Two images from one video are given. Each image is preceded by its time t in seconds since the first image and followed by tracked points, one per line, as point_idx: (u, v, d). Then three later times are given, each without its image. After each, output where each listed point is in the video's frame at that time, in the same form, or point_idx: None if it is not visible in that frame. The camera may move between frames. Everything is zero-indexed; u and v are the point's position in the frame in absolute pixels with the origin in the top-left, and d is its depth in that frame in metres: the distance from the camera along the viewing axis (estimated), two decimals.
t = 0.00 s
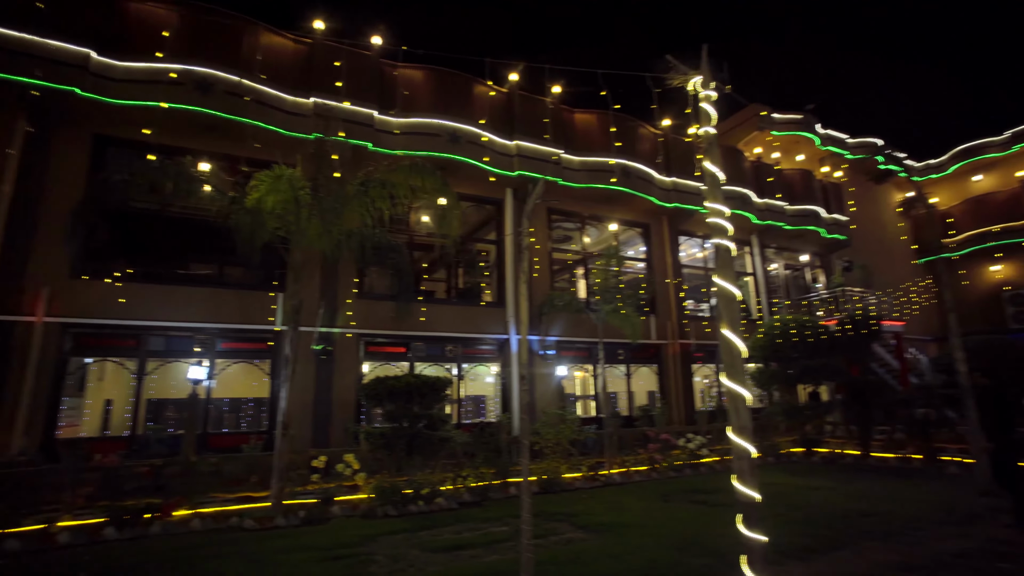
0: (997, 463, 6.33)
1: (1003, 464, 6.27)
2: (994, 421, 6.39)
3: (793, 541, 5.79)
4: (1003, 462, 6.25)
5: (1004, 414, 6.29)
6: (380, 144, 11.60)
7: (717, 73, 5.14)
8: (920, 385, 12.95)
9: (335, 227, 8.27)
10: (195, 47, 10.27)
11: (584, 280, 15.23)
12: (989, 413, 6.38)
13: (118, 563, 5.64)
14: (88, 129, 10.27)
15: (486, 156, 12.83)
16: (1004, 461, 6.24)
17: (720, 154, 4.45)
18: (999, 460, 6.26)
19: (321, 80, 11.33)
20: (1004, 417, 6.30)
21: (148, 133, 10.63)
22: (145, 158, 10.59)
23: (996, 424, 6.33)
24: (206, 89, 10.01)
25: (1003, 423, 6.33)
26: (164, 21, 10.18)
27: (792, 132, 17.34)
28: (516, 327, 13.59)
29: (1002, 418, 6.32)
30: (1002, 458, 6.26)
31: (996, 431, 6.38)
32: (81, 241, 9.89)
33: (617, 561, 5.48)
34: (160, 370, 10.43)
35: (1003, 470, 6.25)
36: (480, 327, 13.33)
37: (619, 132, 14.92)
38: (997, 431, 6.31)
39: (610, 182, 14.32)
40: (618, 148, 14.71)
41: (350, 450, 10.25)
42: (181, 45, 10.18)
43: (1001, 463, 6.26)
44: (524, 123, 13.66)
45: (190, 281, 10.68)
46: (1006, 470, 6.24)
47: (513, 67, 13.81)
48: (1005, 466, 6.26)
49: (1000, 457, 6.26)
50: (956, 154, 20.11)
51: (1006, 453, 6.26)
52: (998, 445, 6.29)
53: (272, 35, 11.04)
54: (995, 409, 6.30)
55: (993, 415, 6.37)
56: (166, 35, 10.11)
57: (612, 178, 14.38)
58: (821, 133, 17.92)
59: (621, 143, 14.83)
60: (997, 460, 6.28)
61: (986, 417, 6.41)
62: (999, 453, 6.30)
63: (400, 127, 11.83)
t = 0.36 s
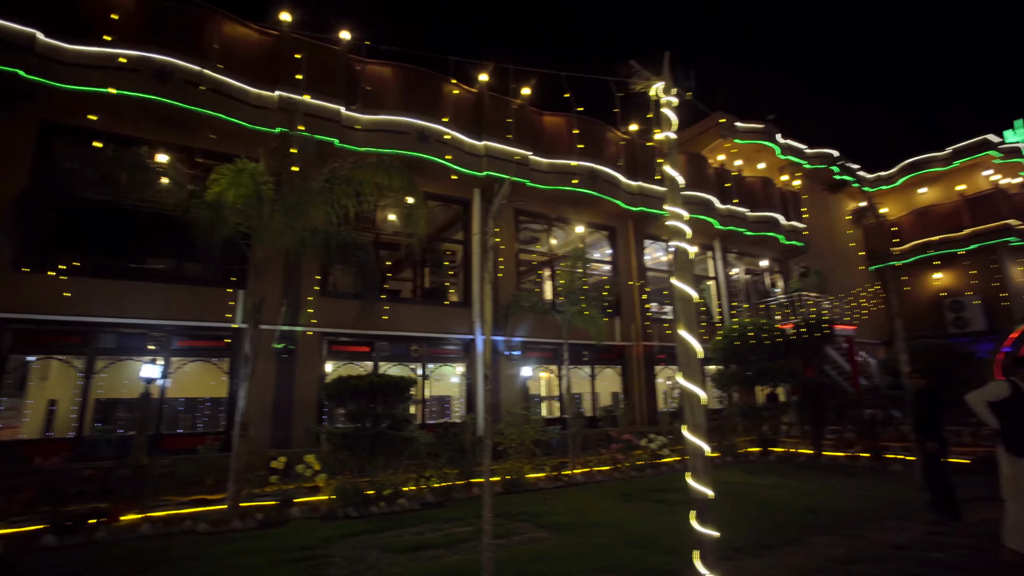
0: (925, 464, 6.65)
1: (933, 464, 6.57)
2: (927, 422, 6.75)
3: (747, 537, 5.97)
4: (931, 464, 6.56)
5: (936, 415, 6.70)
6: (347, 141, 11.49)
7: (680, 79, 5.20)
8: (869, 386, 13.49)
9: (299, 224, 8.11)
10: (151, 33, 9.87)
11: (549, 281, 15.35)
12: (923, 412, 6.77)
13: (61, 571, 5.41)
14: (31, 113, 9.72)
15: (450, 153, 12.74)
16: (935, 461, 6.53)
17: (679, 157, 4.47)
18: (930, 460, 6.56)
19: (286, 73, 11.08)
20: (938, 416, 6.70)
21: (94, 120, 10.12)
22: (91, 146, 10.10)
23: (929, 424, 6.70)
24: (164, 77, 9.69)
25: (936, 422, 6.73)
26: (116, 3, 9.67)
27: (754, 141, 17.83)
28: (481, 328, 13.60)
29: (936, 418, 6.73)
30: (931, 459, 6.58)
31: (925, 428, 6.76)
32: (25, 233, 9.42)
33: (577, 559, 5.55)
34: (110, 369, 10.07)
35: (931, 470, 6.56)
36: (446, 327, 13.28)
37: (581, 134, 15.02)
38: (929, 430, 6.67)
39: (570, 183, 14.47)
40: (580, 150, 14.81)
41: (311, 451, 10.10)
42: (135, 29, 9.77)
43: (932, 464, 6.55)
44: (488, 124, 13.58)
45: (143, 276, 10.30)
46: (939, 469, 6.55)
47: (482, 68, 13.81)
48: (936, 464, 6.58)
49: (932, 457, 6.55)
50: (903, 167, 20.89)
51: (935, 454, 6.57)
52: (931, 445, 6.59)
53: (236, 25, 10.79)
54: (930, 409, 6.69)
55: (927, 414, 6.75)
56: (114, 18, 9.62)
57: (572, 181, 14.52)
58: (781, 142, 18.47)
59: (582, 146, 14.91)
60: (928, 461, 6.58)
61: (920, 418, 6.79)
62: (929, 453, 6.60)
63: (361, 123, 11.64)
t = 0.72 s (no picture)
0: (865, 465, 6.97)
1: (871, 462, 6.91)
2: (866, 428, 6.92)
3: (703, 535, 6.12)
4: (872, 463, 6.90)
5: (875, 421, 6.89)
6: (312, 136, 11.35)
7: (643, 85, 5.27)
8: (823, 388, 13.96)
9: (261, 219, 7.90)
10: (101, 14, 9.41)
11: (514, 283, 15.29)
12: (866, 418, 6.95)
13: None
14: None
15: (411, 151, 12.52)
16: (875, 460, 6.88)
17: (639, 161, 4.52)
18: (870, 458, 6.91)
19: (248, 64, 10.83)
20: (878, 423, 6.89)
21: (32, 103, 9.46)
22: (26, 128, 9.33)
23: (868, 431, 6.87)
24: (118, 63, 9.29)
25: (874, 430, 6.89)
26: None
27: (717, 148, 18.28)
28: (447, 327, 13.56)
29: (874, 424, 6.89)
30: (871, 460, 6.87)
31: (866, 435, 6.93)
32: None
33: (537, 558, 5.59)
34: (54, 367, 9.75)
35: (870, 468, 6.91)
36: (411, 327, 13.18)
37: (543, 135, 15.00)
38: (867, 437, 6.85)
39: (531, 184, 14.49)
40: (542, 151, 14.80)
41: (270, 452, 9.86)
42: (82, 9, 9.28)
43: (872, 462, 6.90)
44: (448, 125, 13.51)
45: (93, 270, 9.88)
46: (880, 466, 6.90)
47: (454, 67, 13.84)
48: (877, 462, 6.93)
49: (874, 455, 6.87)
50: (856, 178, 21.82)
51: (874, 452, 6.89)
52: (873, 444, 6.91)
53: (197, 13, 10.47)
54: (873, 413, 6.91)
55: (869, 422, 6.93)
56: None
57: (533, 181, 14.55)
58: (743, 150, 18.96)
59: (544, 147, 14.88)
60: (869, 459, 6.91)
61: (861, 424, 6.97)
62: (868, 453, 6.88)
63: (320, 117, 11.40)
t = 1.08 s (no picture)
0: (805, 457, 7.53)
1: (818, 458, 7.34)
2: (813, 426, 7.45)
3: (665, 532, 6.23)
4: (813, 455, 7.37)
5: (823, 420, 7.39)
6: (278, 131, 11.09)
7: (610, 90, 5.35)
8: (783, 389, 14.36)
9: (226, 216, 7.71)
10: None
11: (485, 283, 15.41)
12: (815, 417, 7.46)
13: None
14: None
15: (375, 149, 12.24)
16: (817, 454, 7.35)
17: (605, 164, 4.57)
18: (812, 452, 7.39)
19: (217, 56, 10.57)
20: (825, 422, 7.37)
21: None
22: None
23: (814, 428, 7.38)
24: (76, 49, 8.95)
25: (821, 428, 7.39)
26: None
27: (685, 154, 18.59)
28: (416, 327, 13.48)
29: (823, 424, 7.40)
30: (816, 455, 7.35)
31: (813, 432, 7.41)
32: None
33: (503, 559, 5.60)
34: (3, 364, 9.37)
35: (819, 463, 7.33)
36: (379, 326, 13.04)
37: (509, 135, 14.96)
38: (813, 433, 7.35)
39: (496, 184, 14.39)
40: (507, 151, 14.78)
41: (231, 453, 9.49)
42: None
43: (815, 456, 7.37)
44: (411, 123, 13.30)
45: (45, 264, 9.49)
46: (828, 462, 7.23)
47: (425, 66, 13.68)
48: (821, 456, 7.34)
49: (817, 449, 7.32)
50: (818, 186, 22.44)
51: (817, 447, 7.35)
52: (821, 441, 7.31)
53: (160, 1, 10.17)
54: (820, 412, 7.42)
55: (819, 422, 7.44)
56: None
57: (497, 181, 14.44)
58: (712, 156, 19.36)
59: (509, 147, 14.85)
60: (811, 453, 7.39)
61: (807, 420, 7.53)
62: (808, 446, 7.41)
63: (280, 111, 11.12)
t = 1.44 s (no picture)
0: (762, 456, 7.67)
1: (777, 457, 7.46)
2: (772, 426, 7.58)
3: (634, 532, 6.29)
4: (769, 453, 7.50)
5: (783, 421, 7.52)
6: (250, 126, 10.88)
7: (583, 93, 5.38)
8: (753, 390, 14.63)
9: (193, 211, 7.54)
10: None
11: (461, 284, 15.37)
12: (773, 417, 7.60)
13: None
14: None
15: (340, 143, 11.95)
16: (774, 453, 7.47)
17: (575, 164, 4.59)
18: (768, 451, 7.50)
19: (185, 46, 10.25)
20: (786, 423, 7.52)
21: None
22: None
23: (774, 428, 7.50)
24: (34, 34, 8.61)
25: (781, 429, 7.52)
26: None
27: (660, 157, 18.82)
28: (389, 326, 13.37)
29: (783, 425, 7.53)
30: (774, 454, 7.47)
31: (771, 432, 7.55)
32: None
33: (473, 558, 5.59)
34: None
35: (778, 461, 7.44)
36: (352, 325, 12.90)
37: (479, 134, 14.89)
38: (771, 433, 7.48)
39: (465, 182, 14.29)
40: (475, 150, 14.68)
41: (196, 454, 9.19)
42: None
43: (772, 455, 7.49)
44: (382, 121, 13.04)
45: None
46: (788, 462, 7.36)
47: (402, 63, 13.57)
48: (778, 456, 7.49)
49: (775, 448, 7.45)
50: (788, 193, 22.92)
51: (775, 446, 7.47)
52: (780, 440, 7.45)
53: None
54: (780, 413, 7.58)
55: (779, 423, 7.57)
56: None
57: (464, 178, 14.29)
58: (686, 161, 19.64)
59: (479, 145, 14.78)
60: (767, 454, 7.50)
61: (766, 421, 7.67)
62: (767, 446, 7.50)
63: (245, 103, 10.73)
